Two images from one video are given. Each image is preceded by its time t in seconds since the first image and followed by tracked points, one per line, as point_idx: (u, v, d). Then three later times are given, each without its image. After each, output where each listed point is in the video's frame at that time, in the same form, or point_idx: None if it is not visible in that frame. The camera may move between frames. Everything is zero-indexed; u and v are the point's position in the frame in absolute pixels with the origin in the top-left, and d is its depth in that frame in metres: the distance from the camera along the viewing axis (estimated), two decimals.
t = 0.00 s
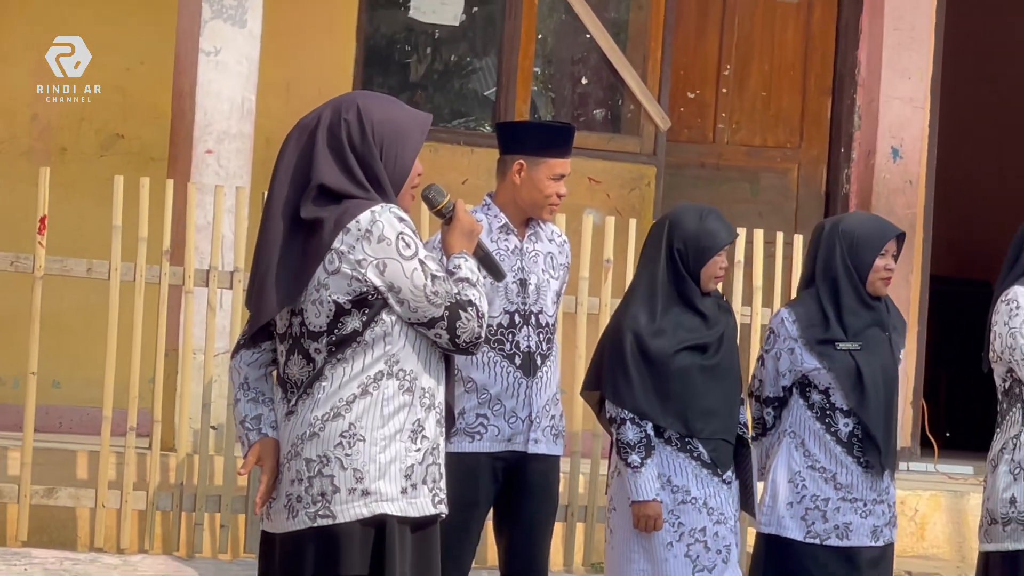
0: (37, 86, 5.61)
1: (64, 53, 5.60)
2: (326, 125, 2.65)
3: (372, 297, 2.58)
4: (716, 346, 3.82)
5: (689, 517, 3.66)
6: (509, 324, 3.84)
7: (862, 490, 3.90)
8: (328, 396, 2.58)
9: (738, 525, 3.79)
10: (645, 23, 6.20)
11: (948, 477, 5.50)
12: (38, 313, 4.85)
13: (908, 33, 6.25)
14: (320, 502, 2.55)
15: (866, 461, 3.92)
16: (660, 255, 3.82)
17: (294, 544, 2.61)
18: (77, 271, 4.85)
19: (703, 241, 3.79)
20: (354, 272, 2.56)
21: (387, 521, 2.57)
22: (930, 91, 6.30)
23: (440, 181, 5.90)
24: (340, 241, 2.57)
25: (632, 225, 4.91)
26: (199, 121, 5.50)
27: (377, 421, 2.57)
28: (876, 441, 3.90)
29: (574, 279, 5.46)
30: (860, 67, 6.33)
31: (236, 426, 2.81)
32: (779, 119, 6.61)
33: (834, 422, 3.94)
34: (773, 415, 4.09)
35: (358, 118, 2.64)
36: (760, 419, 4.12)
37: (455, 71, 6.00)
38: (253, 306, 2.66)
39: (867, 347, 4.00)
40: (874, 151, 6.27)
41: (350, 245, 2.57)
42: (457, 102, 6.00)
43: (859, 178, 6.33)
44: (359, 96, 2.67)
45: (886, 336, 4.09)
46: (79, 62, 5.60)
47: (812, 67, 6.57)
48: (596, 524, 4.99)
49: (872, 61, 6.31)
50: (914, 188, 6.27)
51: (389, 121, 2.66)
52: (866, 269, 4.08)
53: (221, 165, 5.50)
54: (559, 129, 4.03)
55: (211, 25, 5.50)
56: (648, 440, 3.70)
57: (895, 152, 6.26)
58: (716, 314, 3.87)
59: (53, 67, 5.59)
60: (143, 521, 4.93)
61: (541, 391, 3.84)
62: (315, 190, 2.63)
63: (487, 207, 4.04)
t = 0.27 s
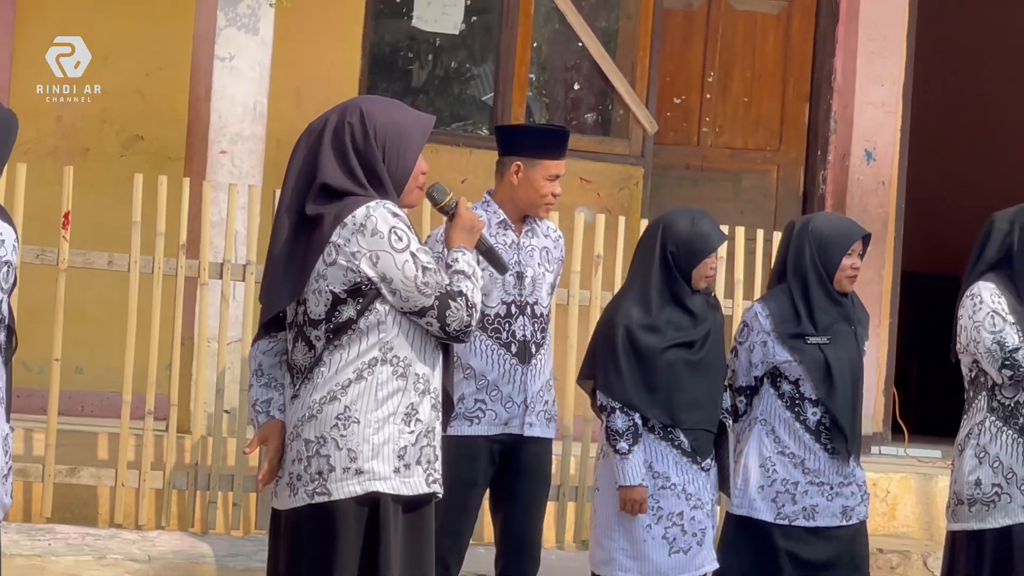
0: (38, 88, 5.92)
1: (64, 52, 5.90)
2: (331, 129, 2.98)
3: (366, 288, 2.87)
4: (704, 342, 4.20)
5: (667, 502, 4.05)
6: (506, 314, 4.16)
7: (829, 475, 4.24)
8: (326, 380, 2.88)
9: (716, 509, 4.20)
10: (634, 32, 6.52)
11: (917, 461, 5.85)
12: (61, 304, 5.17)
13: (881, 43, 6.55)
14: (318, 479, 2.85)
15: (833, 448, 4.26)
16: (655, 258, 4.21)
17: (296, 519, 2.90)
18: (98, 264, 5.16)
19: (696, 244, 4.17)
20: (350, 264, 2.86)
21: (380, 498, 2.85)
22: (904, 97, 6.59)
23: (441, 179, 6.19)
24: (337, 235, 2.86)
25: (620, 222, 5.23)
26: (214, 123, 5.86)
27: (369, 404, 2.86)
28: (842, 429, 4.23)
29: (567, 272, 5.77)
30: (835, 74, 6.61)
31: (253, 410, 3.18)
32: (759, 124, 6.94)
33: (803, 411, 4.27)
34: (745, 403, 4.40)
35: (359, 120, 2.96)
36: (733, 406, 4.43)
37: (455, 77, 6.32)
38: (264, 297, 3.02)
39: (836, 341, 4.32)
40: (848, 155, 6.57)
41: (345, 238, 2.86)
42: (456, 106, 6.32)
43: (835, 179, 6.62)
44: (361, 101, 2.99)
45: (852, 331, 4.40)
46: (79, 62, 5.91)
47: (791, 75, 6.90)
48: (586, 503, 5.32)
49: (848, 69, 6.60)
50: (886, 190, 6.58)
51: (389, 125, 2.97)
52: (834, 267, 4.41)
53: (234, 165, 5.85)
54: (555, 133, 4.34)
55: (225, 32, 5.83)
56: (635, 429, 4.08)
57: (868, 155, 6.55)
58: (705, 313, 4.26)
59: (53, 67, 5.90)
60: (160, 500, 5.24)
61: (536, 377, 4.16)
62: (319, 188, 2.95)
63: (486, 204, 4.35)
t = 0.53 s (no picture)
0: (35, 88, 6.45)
1: (64, 51, 6.43)
2: (346, 135, 3.55)
3: (369, 278, 3.43)
4: (680, 329, 4.81)
5: (645, 473, 4.69)
6: (500, 304, 4.80)
7: (793, 447, 4.85)
8: (334, 359, 3.45)
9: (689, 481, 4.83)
10: (617, 49, 7.26)
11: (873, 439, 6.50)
12: (101, 291, 5.74)
13: (840, 60, 7.12)
14: (325, 449, 3.42)
15: (796, 423, 4.86)
16: (638, 255, 4.80)
17: (308, 485, 3.48)
18: (135, 255, 5.71)
19: (676, 242, 4.75)
20: (355, 255, 3.41)
21: (379, 466, 3.40)
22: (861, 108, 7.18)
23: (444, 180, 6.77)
24: (345, 230, 3.43)
25: (606, 220, 5.78)
26: (239, 130, 6.37)
27: (371, 381, 3.42)
28: (804, 405, 4.83)
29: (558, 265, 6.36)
30: (800, 87, 7.20)
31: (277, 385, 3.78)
32: (730, 132, 8.07)
33: (770, 389, 4.87)
34: (717, 383, 5.01)
35: (369, 128, 3.51)
36: (707, 386, 5.03)
37: (456, 89, 6.97)
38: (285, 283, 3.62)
39: (798, 327, 4.90)
40: (810, 161, 7.14)
41: (352, 232, 3.42)
42: (457, 116, 6.97)
43: (798, 183, 7.20)
44: (372, 110, 3.54)
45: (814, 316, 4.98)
46: (79, 62, 6.44)
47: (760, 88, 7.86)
48: (572, 473, 5.93)
49: (811, 82, 7.17)
50: (844, 191, 7.15)
51: (396, 132, 3.53)
52: (798, 260, 4.97)
53: (256, 167, 6.37)
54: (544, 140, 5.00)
55: (249, 47, 6.37)
56: (617, 408, 4.68)
57: (829, 160, 7.13)
58: (682, 303, 4.87)
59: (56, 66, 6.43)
60: (189, 469, 5.82)
61: (527, 359, 4.80)
62: (333, 188, 3.53)
63: (485, 203, 5.02)
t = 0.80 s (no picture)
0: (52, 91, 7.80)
1: (72, 55, 7.53)
2: (358, 137, 3.98)
3: (381, 271, 3.86)
4: (666, 317, 5.32)
5: (634, 451, 5.18)
6: (496, 296, 5.42)
7: (779, 428, 5.49)
8: (348, 346, 3.89)
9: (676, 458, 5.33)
10: (606, 58, 8.03)
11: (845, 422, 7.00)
12: (126, 282, 6.17)
13: (813, 69, 7.80)
14: (339, 430, 3.85)
15: (783, 406, 5.51)
16: (625, 248, 5.29)
17: (321, 462, 3.91)
18: (158, 248, 6.16)
19: (660, 235, 5.23)
20: (367, 249, 3.84)
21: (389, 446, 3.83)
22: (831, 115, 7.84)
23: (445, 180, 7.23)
24: (357, 225, 3.85)
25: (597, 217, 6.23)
26: (255, 132, 6.63)
27: (382, 366, 3.86)
28: (790, 389, 5.48)
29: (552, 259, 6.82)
30: (776, 93, 8.04)
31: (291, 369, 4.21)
32: (713, 136, 8.52)
33: (758, 374, 5.53)
34: (710, 368, 5.69)
35: (379, 131, 3.94)
36: (701, 371, 5.70)
37: (456, 95, 7.78)
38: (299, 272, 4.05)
39: (785, 316, 5.55)
40: (786, 163, 7.80)
41: (363, 228, 3.85)
42: (457, 119, 7.78)
43: (775, 184, 7.93)
44: (382, 113, 3.97)
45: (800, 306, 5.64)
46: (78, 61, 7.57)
47: (739, 96, 8.40)
48: (564, 452, 6.41)
49: (787, 89, 7.87)
50: (817, 191, 7.80)
51: (404, 135, 3.95)
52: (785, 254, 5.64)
53: (272, 168, 6.61)
54: (539, 146, 5.51)
55: (265, 55, 6.61)
56: (606, 389, 5.19)
57: (803, 162, 7.78)
58: (667, 293, 5.38)
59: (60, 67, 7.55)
60: (207, 447, 6.27)
61: (522, 347, 5.42)
62: (345, 185, 3.97)
63: (484, 202, 5.65)
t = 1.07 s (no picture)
0: (49, 87, 9.48)
1: (68, 54, 9.49)
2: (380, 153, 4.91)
3: (404, 267, 4.80)
4: (638, 303, 6.49)
5: (611, 417, 6.44)
6: (495, 287, 6.62)
7: (744, 398, 7.00)
8: (376, 330, 4.83)
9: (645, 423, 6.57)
10: (586, 87, 10.03)
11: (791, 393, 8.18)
12: (180, 274, 7.30)
13: (760, 95, 9.47)
14: (368, 401, 4.79)
15: (748, 379, 7.02)
16: (600, 242, 6.49)
17: (351, 427, 4.84)
18: (206, 245, 7.27)
19: (629, 231, 6.42)
20: (393, 249, 4.78)
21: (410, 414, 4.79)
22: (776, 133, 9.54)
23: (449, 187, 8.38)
24: (384, 228, 4.79)
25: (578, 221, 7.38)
26: (289, 147, 7.75)
27: (405, 347, 4.82)
28: (752, 364, 7.01)
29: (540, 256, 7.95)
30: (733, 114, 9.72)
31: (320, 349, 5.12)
32: (676, 151, 10.46)
33: (726, 352, 7.04)
34: (686, 348, 7.22)
35: (398, 148, 4.87)
36: (678, 351, 7.22)
37: (459, 117, 9.80)
38: (329, 266, 4.94)
39: (749, 303, 7.07)
40: (739, 174, 9.45)
41: (389, 231, 4.78)
42: (460, 138, 9.81)
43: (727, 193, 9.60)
44: (400, 133, 4.91)
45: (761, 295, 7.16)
46: (78, 61, 9.50)
47: (699, 120, 10.39)
48: (550, 420, 7.57)
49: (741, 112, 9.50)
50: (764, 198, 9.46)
51: (419, 151, 4.90)
52: (748, 253, 7.13)
53: (303, 177, 7.74)
54: (530, 162, 6.61)
55: (298, 82, 7.76)
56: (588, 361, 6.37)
57: (753, 173, 9.45)
58: (637, 282, 6.57)
59: (60, 66, 9.49)
60: (248, 415, 7.39)
61: (515, 330, 6.65)
62: (370, 194, 4.89)
63: (483, 208, 6.79)
